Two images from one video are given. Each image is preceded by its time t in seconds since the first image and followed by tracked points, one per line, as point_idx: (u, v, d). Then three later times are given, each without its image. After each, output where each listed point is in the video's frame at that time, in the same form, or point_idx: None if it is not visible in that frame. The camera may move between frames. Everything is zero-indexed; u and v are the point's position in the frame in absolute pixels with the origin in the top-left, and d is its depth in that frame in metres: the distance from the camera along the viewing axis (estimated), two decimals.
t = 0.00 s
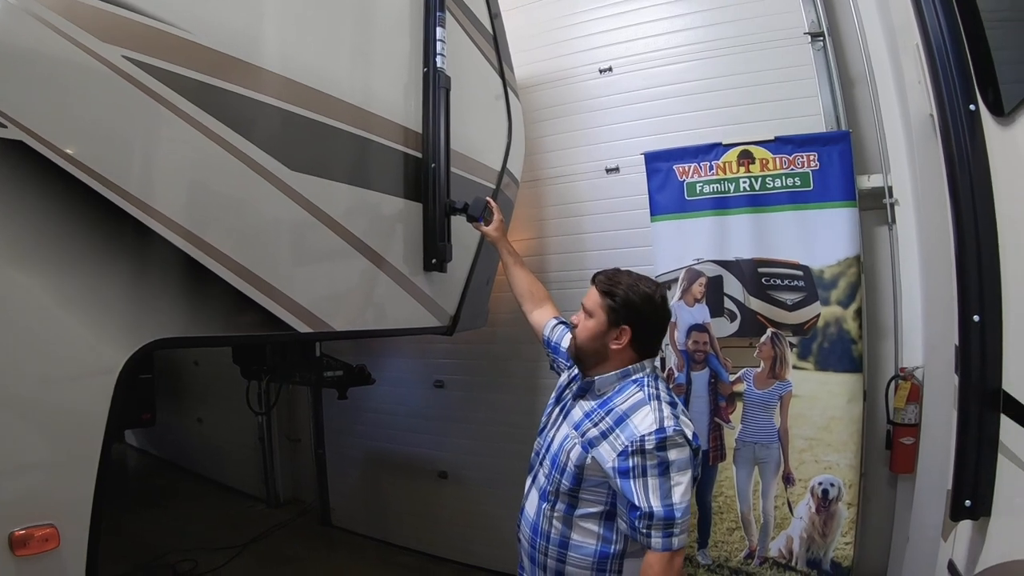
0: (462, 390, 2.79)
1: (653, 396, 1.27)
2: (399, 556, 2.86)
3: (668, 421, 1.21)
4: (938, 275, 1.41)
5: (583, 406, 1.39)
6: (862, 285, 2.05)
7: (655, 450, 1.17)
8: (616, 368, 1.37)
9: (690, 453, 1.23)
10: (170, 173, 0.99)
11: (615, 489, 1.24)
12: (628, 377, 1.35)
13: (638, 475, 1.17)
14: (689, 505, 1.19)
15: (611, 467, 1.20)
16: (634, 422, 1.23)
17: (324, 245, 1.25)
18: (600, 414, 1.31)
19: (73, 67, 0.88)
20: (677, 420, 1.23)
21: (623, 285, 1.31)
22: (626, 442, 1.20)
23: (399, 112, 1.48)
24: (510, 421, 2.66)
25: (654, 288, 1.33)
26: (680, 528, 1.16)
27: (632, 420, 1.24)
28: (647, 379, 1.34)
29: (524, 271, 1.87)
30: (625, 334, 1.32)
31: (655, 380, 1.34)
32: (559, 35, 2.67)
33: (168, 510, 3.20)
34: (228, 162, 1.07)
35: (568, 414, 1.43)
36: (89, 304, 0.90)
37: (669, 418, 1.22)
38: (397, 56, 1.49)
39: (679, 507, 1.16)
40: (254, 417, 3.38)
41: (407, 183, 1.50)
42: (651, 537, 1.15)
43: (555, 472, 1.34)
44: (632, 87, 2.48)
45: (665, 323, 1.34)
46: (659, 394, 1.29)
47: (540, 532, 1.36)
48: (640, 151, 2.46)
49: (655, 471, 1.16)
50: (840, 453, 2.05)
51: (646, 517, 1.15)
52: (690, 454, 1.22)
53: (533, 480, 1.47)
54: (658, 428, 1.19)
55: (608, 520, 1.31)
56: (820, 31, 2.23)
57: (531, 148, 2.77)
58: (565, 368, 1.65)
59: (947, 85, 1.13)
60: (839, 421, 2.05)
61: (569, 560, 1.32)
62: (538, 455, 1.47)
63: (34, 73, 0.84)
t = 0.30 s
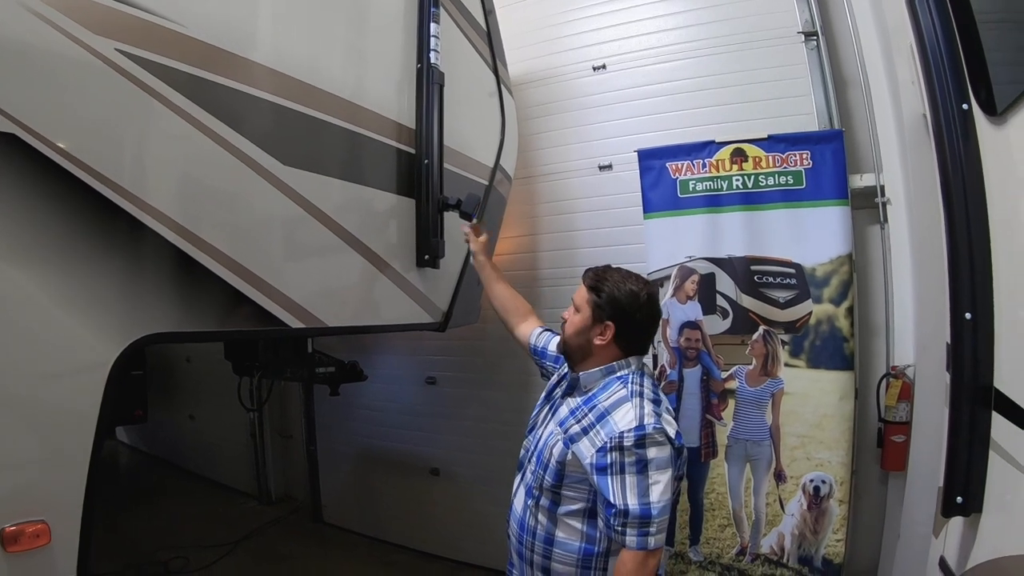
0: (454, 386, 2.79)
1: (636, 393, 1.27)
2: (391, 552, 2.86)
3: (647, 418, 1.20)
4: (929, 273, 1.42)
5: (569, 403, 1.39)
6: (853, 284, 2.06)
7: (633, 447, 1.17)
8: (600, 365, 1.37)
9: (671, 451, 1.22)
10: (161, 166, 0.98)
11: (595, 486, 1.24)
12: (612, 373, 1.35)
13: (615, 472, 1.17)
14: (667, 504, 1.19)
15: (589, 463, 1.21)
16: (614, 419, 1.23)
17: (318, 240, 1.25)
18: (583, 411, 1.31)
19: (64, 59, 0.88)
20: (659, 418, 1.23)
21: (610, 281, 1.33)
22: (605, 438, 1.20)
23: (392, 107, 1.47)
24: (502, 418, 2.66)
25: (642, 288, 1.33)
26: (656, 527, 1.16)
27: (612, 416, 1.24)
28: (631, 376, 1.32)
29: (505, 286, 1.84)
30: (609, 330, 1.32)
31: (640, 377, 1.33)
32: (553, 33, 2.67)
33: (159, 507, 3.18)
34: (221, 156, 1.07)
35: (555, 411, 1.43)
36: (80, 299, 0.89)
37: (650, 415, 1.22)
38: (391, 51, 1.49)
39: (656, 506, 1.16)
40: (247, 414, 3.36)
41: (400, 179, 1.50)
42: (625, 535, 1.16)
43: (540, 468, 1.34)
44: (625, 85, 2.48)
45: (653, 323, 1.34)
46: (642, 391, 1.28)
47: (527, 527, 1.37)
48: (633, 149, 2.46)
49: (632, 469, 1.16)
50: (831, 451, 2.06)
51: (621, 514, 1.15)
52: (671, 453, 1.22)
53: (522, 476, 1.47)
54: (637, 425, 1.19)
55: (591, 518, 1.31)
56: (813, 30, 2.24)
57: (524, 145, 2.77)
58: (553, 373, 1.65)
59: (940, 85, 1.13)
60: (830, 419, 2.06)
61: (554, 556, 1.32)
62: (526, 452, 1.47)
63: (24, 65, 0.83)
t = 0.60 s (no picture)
0: (448, 383, 2.79)
1: (627, 381, 1.29)
2: (384, 549, 2.87)
3: (641, 404, 1.21)
4: (924, 269, 1.44)
5: (558, 398, 1.39)
6: (848, 283, 2.07)
7: (629, 433, 1.17)
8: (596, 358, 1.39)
9: (665, 436, 1.24)
10: (156, 162, 0.97)
11: (591, 475, 1.24)
12: (603, 366, 1.37)
13: (612, 458, 1.17)
14: (663, 488, 1.19)
15: (586, 450, 1.21)
16: (608, 407, 1.24)
17: (313, 237, 1.24)
18: (575, 402, 1.32)
19: (60, 54, 0.87)
20: (651, 404, 1.25)
21: (613, 279, 1.36)
22: (601, 426, 1.21)
23: (388, 104, 1.47)
24: (496, 416, 2.66)
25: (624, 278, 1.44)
26: (654, 512, 1.16)
27: (606, 404, 1.25)
28: (621, 366, 1.35)
29: (480, 275, 1.72)
30: (623, 326, 1.39)
31: (629, 367, 1.36)
32: (550, 31, 2.67)
33: (153, 504, 3.16)
34: (216, 152, 1.06)
35: (543, 406, 1.43)
36: (74, 295, 0.89)
37: (643, 402, 1.23)
38: (387, 47, 1.48)
39: (653, 490, 1.17)
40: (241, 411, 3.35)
41: (396, 175, 1.49)
42: (624, 520, 1.16)
43: (533, 462, 1.34)
44: (621, 83, 2.48)
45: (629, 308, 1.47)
46: (632, 378, 1.31)
47: (522, 524, 1.36)
48: (629, 147, 2.46)
49: (629, 455, 1.17)
50: (825, 449, 2.07)
51: (619, 500, 1.16)
52: (664, 438, 1.24)
53: (511, 473, 1.46)
54: (631, 411, 1.19)
55: (588, 509, 1.31)
56: (810, 30, 2.24)
57: (519, 143, 2.76)
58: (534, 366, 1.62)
59: (937, 85, 1.13)
60: (824, 418, 2.07)
61: (552, 550, 1.32)
62: (514, 449, 1.46)
63: (18, 59, 0.83)
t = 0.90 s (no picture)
0: (444, 382, 2.79)
1: (619, 379, 1.30)
2: (379, 548, 2.87)
3: (636, 401, 1.22)
4: (920, 271, 1.44)
5: (551, 400, 1.39)
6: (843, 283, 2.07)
7: (627, 430, 1.18)
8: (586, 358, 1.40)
9: (660, 431, 1.25)
10: (152, 160, 0.97)
11: (592, 473, 1.24)
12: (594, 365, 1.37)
13: (613, 455, 1.17)
14: (663, 481, 1.20)
15: (586, 449, 1.21)
16: (604, 405, 1.25)
17: (309, 236, 1.24)
18: (569, 403, 1.32)
19: (56, 52, 0.87)
20: (645, 400, 1.26)
21: (597, 279, 1.38)
22: (599, 424, 1.21)
23: (385, 103, 1.47)
24: (492, 415, 2.66)
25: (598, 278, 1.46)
26: (657, 504, 1.17)
27: (602, 403, 1.25)
28: (610, 367, 1.35)
29: (465, 280, 1.70)
30: (608, 325, 1.40)
31: (618, 368, 1.36)
32: (546, 31, 2.67)
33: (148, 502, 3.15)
34: (213, 151, 1.06)
35: (533, 410, 1.42)
36: (69, 294, 0.89)
37: (637, 398, 1.24)
38: (384, 46, 1.48)
39: (654, 483, 1.18)
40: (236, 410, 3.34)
41: (392, 174, 1.49)
42: (629, 515, 1.16)
43: (531, 465, 1.33)
44: (617, 83, 2.49)
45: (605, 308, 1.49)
46: (624, 376, 1.32)
47: (523, 527, 1.35)
48: (625, 147, 2.46)
49: (628, 451, 1.17)
50: (821, 449, 2.08)
51: (623, 496, 1.16)
52: (660, 433, 1.25)
53: (507, 478, 1.45)
54: (628, 408, 1.20)
55: (589, 507, 1.31)
56: (806, 31, 2.25)
57: (515, 143, 2.76)
58: (518, 371, 1.64)
59: (932, 87, 1.14)
60: (820, 418, 2.08)
61: (555, 551, 1.31)
62: (508, 454, 1.45)
63: (14, 57, 0.83)
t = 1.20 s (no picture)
0: (440, 381, 2.79)
1: (621, 377, 1.31)
2: (375, 548, 2.87)
3: (639, 398, 1.24)
4: (915, 271, 1.44)
5: (552, 399, 1.38)
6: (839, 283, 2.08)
7: (631, 426, 1.19)
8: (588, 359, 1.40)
9: (662, 427, 1.26)
10: (147, 159, 0.97)
11: (598, 470, 1.25)
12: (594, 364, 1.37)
13: (618, 452, 1.18)
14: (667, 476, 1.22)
15: (592, 447, 1.22)
16: (607, 403, 1.25)
17: (305, 235, 1.24)
18: (572, 402, 1.32)
19: (52, 51, 0.87)
20: (647, 397, 1.27)
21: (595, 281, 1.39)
22: (603, 421, 1.22)
23: (381, 102, 1.47)
24: (488, 415, 2.67)
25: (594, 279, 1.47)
26: (661, 498, 1.18)
27: (605, 401, 1.26)
28: (612, 365, 1.36)
29: (458, 281, 1.68)
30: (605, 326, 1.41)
31: (619, 365, 1.36)
32: (542, 30, 2.67)
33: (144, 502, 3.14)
34: (209, 150, 1.06)
35: (534, 409, 1.41)
36: (64, 293, 0.89)
37: (640, 395, 1.25)
38: (380, 46, 1.48)
39: (659, 478, 1.19)
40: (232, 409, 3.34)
41: (389, 174, 1.49)
42: (635, 510, 1.17)
43: (535, 465, 1.32)
44: (614, 83, 2.49)
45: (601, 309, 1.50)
46: (625, 374, 1.33)
47: (527, 528, 1.34)
48: (621, 146, 2.47)
49: (633, 447, 1.19)
50: (817, 448, 2.08)
51: (629, 491, 1.17)
52: (662, 429, 1.26)
53: (508, 480, 1.44)
54: (631, 405, 1.21)
55: (594, 505, 1.31)
56: (803, 31, 2.26)
57: (511, 142, 2.76)
58: (513, 372, 1.62)
59: (928, 87, 1.14)
60: (815, 417, 2.09)
61: (561, 549, 1.31)
62: (509, 455, 1.44)
63: (9, 55, 0.82)
